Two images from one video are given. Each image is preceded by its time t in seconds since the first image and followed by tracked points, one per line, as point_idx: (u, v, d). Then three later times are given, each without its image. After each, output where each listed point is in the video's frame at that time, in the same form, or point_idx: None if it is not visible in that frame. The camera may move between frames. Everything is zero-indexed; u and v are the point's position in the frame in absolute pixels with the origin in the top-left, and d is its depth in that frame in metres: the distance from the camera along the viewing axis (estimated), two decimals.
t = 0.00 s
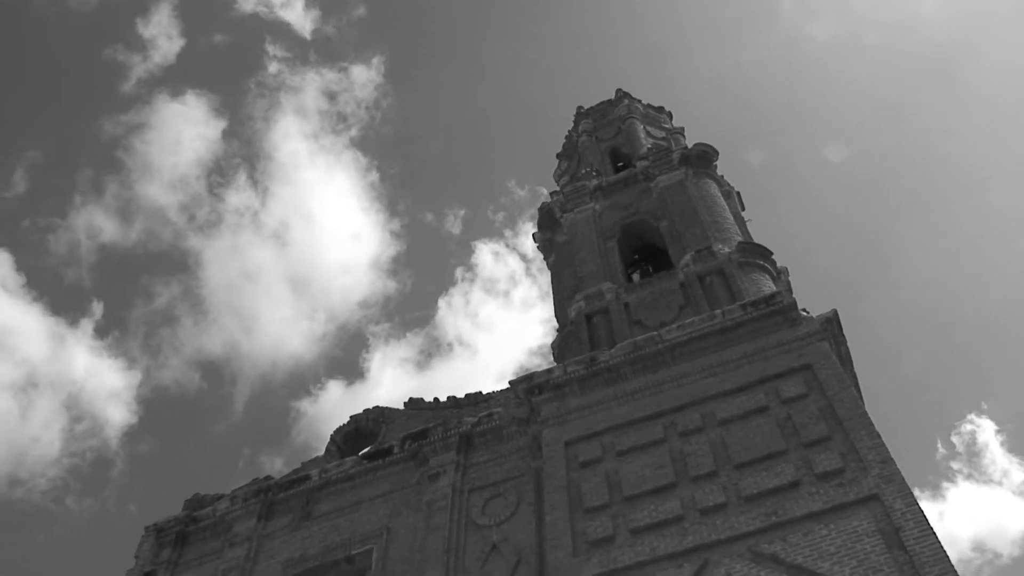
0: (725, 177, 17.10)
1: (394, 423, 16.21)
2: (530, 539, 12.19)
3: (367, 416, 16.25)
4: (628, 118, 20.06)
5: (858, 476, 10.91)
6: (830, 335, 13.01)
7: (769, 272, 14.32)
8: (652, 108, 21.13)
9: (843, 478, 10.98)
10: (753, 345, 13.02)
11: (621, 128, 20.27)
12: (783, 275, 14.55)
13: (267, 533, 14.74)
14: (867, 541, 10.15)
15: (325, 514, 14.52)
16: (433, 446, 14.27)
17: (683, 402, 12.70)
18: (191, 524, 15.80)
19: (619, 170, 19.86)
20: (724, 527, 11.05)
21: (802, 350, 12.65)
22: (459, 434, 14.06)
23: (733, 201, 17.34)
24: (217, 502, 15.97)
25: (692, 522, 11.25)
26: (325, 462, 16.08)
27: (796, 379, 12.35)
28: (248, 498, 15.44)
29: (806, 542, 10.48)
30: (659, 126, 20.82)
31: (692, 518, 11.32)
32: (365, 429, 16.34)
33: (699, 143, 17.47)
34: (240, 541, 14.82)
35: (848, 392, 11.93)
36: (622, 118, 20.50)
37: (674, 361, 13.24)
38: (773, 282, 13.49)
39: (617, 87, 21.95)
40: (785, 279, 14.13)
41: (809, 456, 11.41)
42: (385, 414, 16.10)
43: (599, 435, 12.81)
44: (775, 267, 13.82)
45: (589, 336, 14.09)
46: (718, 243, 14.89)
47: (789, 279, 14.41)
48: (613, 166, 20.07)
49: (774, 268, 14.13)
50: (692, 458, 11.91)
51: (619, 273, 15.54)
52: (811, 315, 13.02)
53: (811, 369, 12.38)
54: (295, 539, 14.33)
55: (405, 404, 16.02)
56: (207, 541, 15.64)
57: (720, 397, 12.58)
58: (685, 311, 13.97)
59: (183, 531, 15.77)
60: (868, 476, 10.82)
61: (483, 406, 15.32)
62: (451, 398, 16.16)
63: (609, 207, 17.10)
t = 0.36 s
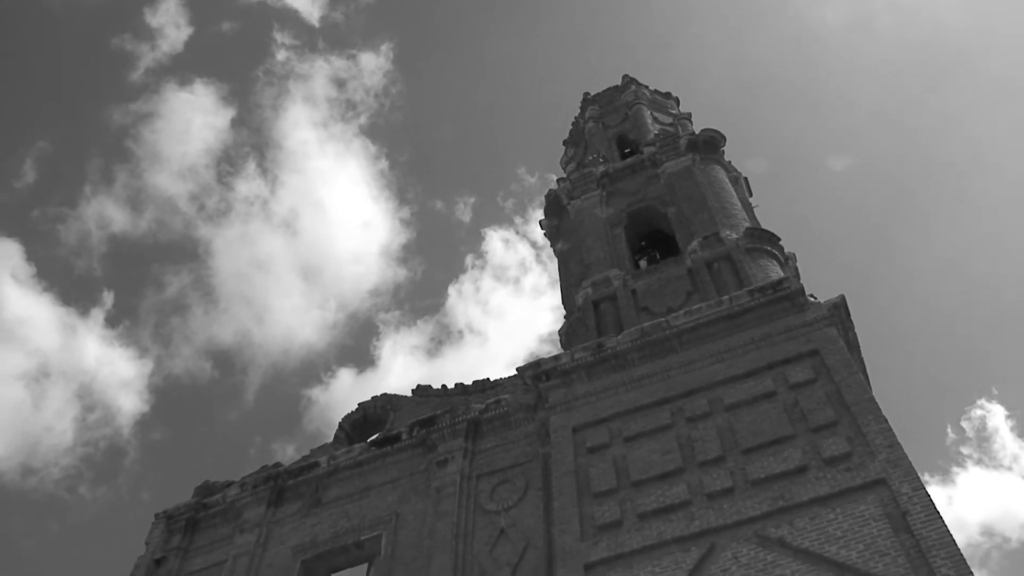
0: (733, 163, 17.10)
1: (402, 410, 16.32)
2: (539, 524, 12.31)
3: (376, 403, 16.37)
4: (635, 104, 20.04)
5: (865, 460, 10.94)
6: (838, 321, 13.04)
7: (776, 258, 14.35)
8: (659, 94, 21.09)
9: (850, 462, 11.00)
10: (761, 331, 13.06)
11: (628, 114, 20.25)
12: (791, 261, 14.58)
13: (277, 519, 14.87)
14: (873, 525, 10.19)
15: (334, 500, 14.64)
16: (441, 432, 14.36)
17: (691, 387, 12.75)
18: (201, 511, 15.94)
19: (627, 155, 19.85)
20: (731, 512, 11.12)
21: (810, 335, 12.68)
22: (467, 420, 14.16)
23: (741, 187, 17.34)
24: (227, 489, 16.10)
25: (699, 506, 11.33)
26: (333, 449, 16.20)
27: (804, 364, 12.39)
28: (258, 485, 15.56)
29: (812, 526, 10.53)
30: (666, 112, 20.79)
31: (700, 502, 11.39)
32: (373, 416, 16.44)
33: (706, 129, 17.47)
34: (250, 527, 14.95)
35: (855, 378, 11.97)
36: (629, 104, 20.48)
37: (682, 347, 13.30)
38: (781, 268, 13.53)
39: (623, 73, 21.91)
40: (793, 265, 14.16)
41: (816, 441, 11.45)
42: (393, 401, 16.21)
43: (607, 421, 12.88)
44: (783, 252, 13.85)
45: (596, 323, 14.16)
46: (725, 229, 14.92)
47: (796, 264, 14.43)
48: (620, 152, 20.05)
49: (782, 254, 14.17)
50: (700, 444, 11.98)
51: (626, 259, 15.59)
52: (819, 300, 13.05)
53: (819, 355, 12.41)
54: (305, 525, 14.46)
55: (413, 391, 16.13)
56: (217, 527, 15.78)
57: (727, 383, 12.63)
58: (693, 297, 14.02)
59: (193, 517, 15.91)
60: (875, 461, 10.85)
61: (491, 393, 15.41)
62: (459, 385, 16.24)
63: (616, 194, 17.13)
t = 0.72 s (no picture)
0: (740, 135, 17.03)
1: (408, 382, 16.41)
2: (544, 495, 12.46)
3: (382, 375, 16.46)
4: (642, 75, 19.93)
5: (870, 433, 10.96)
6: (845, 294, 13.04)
7: (784, 231, 14.34)
8: (666, 65, 20.96)
9: (855, 435, 11.03)
10: (768, 303, 13.06)
11: (635, 85, 20.14)
12: (798, 234, 14.56)
13: (284, 490, 15.01)
14: (877, 497, 10.25)
15: (341, 471, 14.77)
16: (447, 404, 14.45)
17: (697, 360, 12.79)
18: (209, 482, 16.11)
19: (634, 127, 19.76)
20: (735, 483, 11.18)
21: (817, 308, 12.69)
22: (473, 392, 14.25)
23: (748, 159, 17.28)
24: (234, 460, 16.23)
25: (704, 478, 11.40)
26: (340, 420, 16.31)
27: (810, 337, 12.41)
28: (265, 456, 15.69)
29: (816, 498, 10.59)
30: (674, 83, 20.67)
31: (704, 474, 11.46)
32: (380, 387, 16.51)
33: (714, 101, 17.38)
34: (258, 498, 15.10)
35: (861, 350, 11.98)
36: (637, 75, 20.36)
37: (688, 320, 13.33)
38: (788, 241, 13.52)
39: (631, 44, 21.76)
40: (799, 238, 14.15)
41: (821, 413, 11.48)
42: (399, 373, 16.30)
43: (613, 392, 12.94)
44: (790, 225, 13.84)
45: (603, 295, 14.20)
46: (732, 201, 14.91)
47: (804, 237, 14.42)
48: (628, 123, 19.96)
49: (789, 227, 14.15)
50: (705, 415, 12.03)
51: (633, 232, 15.60)
52: (826, 273, 13.05)
53: (825, 327, 12.42)
54: (312, 496, 14.60)
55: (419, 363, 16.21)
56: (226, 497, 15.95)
57: (733, 355, 12.66)
58: (699, 270, 14.03)
59: (201, 488, 16.07)
60: (880, 433, 10.87)
61: (497, 364, 15.48)
62: (464, 356, 16.30)
63: (623, 166, 17.09)
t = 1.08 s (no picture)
0: (747, 106, 16.98)
1: (412, 349, 16.50)
2: (546, 463, 12.58)
3: (386, 343, 16.55)
4: (650, 44, 19.82)
5: (870, 404, 11.01)
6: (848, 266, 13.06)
7: (789, 202, 14.36)
8: (674, 34, 20.84)
9: (856, 406, 11.07)
10: (771, 275, 13.09)
11: (642, 55, 20.04)
12: (803, 206, 14.57)
13: (288, 456, 15.14)
14: (877, 468, 10.32)
15: (344, 438, 14.89)
16: (450, 372, 14.55)
17: (700, 330, 12.84)
18: (213, 448, 16.24)
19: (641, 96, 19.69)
20: (736, 452, 11.24)
21: (820, 280, 12.71)
22: (476, 360, 14.34)
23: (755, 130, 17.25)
24: (238, 426, 16.35)
25: (705, 447, 11.46)
26: (344, 387, 16.41)
27: (813, 308, 12.44)
28: (269, 423, 15.79)
29: (816, 467, 10.66)
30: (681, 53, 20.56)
31: (706, 443, 11.53)
32: (384, 355, 16.60)
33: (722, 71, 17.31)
34: (262, 463, 15.23)
35: (864, 322, 12.00)
36: (644, 44, 20.25)
37: (691, 290, 13.37)
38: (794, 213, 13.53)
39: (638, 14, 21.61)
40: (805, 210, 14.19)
41: (822, 383, 11.53)
42: (403, 341, 16.38)
43: (615, 362, 13.01)
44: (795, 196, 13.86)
45: (607, 265, 14.25)
46: (738, 172, 14.91)
47: (809, 209, 14.44)
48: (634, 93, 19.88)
49: (795, 198, 14.17)
50: (707, 385, 12.09)
51: (638, 202, 15.63)
52: (830, 245, 13.07)
53: (828, 299, 12.45)
54: (316, 462, 14.74)
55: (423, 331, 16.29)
56: (229, 463, 16.08)
57: (736, 325, 12.70)
58: (704, 241, 14.06)
59: (205, 454, 16.20)
60: (880, 404, 10.91)
61: (500, 333, 15.55)
62: (468, 325, 16.37)
63: (629, 135, 17.06)
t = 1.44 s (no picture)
0: (752, 73, 16.92)
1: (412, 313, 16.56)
2: (545, 427, 12.69)
3: (387, 306, 16.61)
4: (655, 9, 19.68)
5: (868, 371, 11.07)
6: (850, 235, 13.07)
7: (792, 170, 14.36)
8: None
9: (853, 373, 11.13)
10: (772, 243, 13.12)
11: (647, 19, 19.90)
12: (806, 173, 14.57)
13: (288, 418, 15.25)
14: (873, 435, 10.40)
15: (344, 400, 14.99)
16: (451, 336, 14.63)
17: (701, 297, 12.88)
18: (213, 409, 16.34)
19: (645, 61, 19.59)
20: (734, 418, 11.32)
21: (821, 249, 12.73)
22: (477, 324, 14.41)
23: (759, 97, 17.19)
24: (238, 388, 16.43)
25: (703, 413, 11.54)
26: (344, 350, 16.50)
27: (813, 277, 12.47)
28: (269, 385, 15.87)
29: (813, 434, 10.73)
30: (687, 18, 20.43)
31: (704, 409, 11.60)
32: (384, 319, 16.66)
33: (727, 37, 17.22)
34: (262, 425, 15.32)
35: (865, 291, 12.04)
36: (649, 9, 20.11)
37: (693, 258, 13.41)
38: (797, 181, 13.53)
39: None
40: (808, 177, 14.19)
41: (821, 351, 11.59)
42: (404, 304, 16.43)
43: (615, 328, 13.08)
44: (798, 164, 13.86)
45: (609, 231, 14.29)
46: (741, 139, 14.90)
47: (811, 177, 14.44)
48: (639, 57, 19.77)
49: (797, 166, 14.17)
50: (706, 352, 12.16)
51: (640, 168, 15.63)
52: (832, 214, 13.08)
53: (828, 268, 12.48)
54: (316, 424, 14.85)
55: (424, 295, 16.34)
56: (229, 424, 16.20)
57: (736, 292, 12.75)
58: (706, 208, 14.09)
59: (206, 415, 16.30)
60: (878, 372, 10.97)
61: (500, 298, 15.61)
62: (468, 290, 16.41)
63: (632, 101, 17.02)
